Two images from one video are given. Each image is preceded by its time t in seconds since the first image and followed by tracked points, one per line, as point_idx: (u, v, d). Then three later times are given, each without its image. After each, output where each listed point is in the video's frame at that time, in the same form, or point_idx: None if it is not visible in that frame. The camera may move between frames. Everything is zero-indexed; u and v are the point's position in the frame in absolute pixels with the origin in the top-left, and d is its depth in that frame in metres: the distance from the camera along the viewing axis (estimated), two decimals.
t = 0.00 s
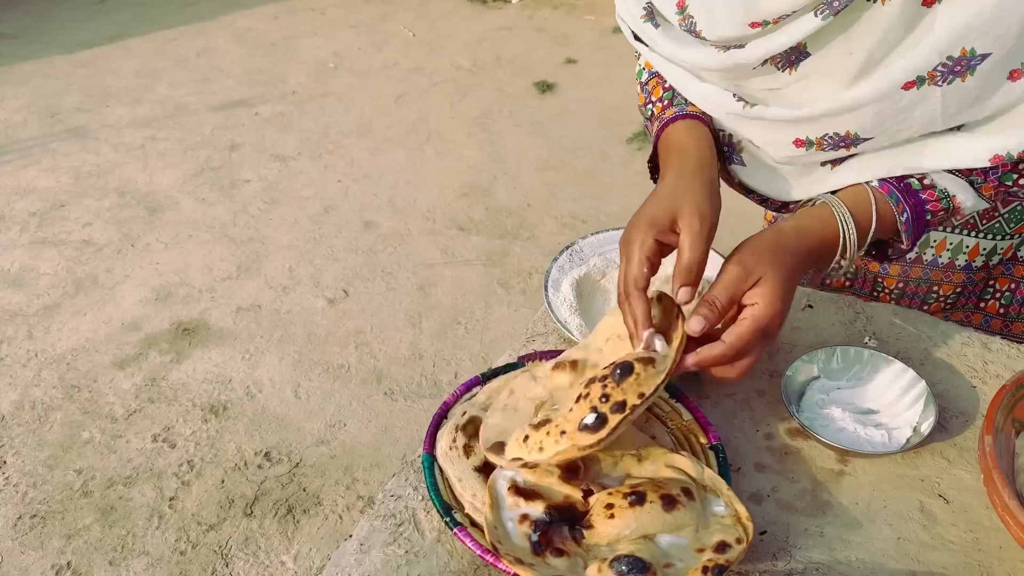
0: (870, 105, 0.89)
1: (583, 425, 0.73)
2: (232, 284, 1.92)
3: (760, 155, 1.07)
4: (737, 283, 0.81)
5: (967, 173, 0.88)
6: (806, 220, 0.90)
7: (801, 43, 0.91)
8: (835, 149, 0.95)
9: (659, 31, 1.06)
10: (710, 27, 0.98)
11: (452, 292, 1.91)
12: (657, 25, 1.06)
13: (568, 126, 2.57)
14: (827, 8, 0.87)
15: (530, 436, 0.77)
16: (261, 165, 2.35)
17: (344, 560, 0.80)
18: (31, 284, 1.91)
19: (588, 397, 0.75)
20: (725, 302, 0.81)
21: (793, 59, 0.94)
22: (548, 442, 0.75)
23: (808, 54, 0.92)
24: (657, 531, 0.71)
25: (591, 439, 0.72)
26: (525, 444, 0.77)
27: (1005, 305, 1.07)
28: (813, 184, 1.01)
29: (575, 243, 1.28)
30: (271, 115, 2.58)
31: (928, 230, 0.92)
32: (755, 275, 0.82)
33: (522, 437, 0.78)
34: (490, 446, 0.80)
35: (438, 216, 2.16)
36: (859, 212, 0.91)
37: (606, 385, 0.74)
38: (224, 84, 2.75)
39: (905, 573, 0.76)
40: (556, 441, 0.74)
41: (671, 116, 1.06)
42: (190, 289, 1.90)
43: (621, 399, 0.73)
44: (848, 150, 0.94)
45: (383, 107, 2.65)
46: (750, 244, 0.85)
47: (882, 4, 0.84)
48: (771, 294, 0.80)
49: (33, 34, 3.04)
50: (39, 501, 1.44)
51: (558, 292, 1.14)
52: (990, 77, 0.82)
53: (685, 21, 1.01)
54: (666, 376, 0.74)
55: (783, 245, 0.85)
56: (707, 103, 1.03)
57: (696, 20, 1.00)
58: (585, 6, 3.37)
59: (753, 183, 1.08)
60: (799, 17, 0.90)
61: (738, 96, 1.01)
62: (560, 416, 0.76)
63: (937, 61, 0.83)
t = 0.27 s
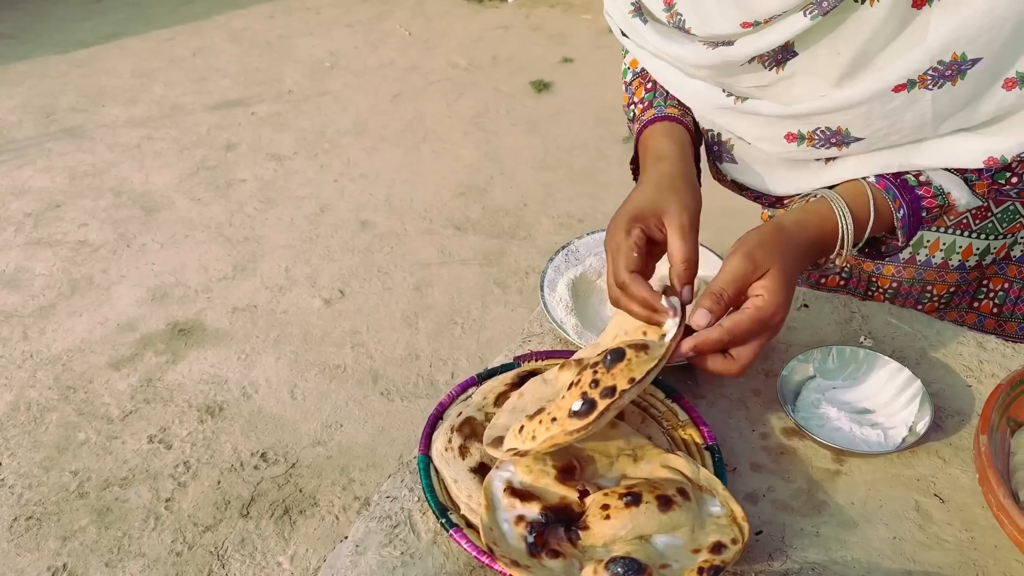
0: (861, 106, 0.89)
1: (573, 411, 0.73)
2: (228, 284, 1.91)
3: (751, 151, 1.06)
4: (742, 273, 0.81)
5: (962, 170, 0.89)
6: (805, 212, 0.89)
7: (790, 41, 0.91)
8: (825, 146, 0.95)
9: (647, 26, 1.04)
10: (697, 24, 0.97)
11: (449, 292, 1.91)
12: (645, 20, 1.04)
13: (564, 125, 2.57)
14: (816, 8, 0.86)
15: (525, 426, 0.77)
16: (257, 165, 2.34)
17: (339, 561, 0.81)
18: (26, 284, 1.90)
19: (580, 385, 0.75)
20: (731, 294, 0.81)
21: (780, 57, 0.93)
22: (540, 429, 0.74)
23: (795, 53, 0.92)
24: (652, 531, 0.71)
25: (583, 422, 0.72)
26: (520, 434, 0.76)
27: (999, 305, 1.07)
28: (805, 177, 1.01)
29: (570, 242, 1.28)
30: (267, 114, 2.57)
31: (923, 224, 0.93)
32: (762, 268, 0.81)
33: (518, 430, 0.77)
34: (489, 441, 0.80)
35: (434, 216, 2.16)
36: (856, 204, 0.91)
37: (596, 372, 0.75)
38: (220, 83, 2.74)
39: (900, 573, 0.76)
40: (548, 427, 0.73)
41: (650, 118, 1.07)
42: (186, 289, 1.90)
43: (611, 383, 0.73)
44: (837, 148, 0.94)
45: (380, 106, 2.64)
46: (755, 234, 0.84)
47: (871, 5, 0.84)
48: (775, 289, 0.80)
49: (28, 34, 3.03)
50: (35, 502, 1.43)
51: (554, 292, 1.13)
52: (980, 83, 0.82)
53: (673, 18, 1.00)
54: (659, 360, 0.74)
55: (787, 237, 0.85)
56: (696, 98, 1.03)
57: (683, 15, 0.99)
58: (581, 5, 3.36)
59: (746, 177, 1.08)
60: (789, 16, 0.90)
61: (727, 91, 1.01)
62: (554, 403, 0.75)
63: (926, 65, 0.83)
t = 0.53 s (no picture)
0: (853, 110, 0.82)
1: (579, 450, 0.73)
2: (225, 284, 1.91)
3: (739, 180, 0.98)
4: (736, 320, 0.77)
5: (967, 189, 0.83)
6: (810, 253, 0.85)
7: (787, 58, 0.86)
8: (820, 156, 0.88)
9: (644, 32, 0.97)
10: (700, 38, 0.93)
11: (446, 292, 1.91)
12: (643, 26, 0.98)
13: (561, 124, 2.57)
14: (821, 21, 0.83)
15: (523, 443, 0.78)
16: (254, 165, 2.34)
17: (337, 561, 0.81)
18: (23, 285, 1.90)
19: (591, 423, 0.75)
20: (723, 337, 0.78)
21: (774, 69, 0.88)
22: (541, 455, 0.75)
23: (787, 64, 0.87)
24: (649, 528, 0.72)
25: (583, 465, 0.72)
26: (516, 449, 0.78)
27: (995, 302, 1.06)
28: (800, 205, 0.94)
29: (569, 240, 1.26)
30: (264, 115, 2.57)
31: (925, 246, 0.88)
32: (755, 313, 0.77)
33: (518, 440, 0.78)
34: (481, 442, 0.80)
35: (431, 216, 2.16)
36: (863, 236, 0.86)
37: (612, 418, 0.74)
38: (217, 83, 2.74)
39: (897, 571, 0.76)
40: (551, 458, 0.74)
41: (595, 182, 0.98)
42: (183, 289, 1.90)
43: (623, 435, 0.73)
44: (833, 156, 0.87)
45: (376, 106, 2.64)
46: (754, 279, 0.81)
47: (864, 12, 0.80)
48: (772, 338, 0.76)
49: (24, 34, 3.02)
50: (32, 503, 1.43)
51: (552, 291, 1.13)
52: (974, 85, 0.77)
53: (672, 28, 0.96)
54: (674, 424, 0.73)
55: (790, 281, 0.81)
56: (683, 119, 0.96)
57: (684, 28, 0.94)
58: (578, 4, 3.36)
59: (742, 212, 1.01)
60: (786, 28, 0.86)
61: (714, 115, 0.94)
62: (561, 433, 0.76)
63: (925, 69, 0.77)
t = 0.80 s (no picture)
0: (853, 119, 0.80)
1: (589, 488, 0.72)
2: (223, 284, 1.91)
3: (739, 172, 0.97)
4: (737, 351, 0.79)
5: (966, 203, 0.84)
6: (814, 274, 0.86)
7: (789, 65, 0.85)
8: (819, 159, 0.87)
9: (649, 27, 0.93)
10: (695, 34, 0.91)
11: (444, 291, 1.91)
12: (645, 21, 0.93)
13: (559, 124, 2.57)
14: (819, 27, 0.81)
15: (528, 468, 0.75)
16: (252, 165, 2.34)
17: (336, 560, 0.81)
18: (21, 286, 1.90)
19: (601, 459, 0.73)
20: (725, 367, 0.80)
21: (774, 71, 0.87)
22: (546, 487, 0.73)
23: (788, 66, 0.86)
24: (647, 526, 0.72)
25: (594, 503, 0.71)
26: (521, 474, 0.75)
27: (990, 299, 1.07)
28: (797, 205, 0.94)
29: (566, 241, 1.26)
30: (261, 115, 2.57)
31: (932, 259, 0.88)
32: (755, 342, 0.79)
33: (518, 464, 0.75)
34: (480, 453, 0.77)
35: (429, 216, 2.16)
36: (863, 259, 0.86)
37: (623, 456, 0.73)
38: (215, 84, 2.74)
39: (894, 568, 0.77)
40: (559, 492, 0.72)
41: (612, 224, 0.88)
42: (181, 290, 1.90)
43: (633, 474, 0.72)
44: (831, 161, 0.86)
45: (374, 106, 2.64)
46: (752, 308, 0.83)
47: (859, 16, 0.79)
48: (772, 367, 0.78)
49: (21, 35, 3.02)
50: (31, 504, 1.43)
51: (550, 291, 1.13)
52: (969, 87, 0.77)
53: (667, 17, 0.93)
54: (680, 459, 0.74)
55: (789, 308, 0.82)
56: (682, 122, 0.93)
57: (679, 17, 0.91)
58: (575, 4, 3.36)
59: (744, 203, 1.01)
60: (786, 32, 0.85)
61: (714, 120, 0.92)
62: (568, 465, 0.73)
63: (920, 74, 0.76)
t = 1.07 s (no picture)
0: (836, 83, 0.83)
1: (590, 493, 0.72)
2: (222, 285, 1.92)
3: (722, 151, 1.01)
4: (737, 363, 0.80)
5: (957, 206, 0.84)
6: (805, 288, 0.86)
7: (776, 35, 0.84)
8: (797, 129, 0.90)
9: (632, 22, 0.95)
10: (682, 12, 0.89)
11: (443, 292, 1.92)
12: (630, 15, 0.95)
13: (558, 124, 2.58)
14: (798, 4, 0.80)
15: (528, 470, 0.75)
16: (251, 166, 2.34)
17: (335, 560, 0.81)
18: (20, 287, 1.90)
19: (602, 464, 0.73)
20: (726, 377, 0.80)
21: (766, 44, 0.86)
22: (545, 489, 0.74)
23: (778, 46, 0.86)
24: (644, 527, 0.72)
25: (593, 510, 0.72)
26: (522, 475, 0.75)
27: (988, 300, 1.07)
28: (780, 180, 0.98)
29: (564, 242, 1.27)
30: (260, 116, 2.58)
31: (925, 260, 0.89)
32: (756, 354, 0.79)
33: (519, 464, 0.76)
34: (478, 451, 0.78)
35: (428, 217, 2.16)
36: (856, 267, 0.86)
37: (624, 464, 0.73)
38: (213, 85, 2.74)
39: (891, 567, 0.77)
40: (559, 496, 0.73)
41: (604, 183, 0.99)
42: (180, 291, 1.90)
43: (634, 483, 0.72)
44: (809, 130, 0.89)
45: (373, 107, 2.65)
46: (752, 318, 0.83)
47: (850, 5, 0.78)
48: (772, 377, 0.79)
49: (20, 37, 3.02)
50: (30, 505, 1.43)
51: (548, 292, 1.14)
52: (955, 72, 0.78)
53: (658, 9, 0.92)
54: (680, 470, 0.74)
55: (788, 318, 0.83)
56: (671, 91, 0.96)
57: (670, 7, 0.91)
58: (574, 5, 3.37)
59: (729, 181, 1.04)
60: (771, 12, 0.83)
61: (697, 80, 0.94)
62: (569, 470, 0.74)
63: (898, 46, 0.77)
